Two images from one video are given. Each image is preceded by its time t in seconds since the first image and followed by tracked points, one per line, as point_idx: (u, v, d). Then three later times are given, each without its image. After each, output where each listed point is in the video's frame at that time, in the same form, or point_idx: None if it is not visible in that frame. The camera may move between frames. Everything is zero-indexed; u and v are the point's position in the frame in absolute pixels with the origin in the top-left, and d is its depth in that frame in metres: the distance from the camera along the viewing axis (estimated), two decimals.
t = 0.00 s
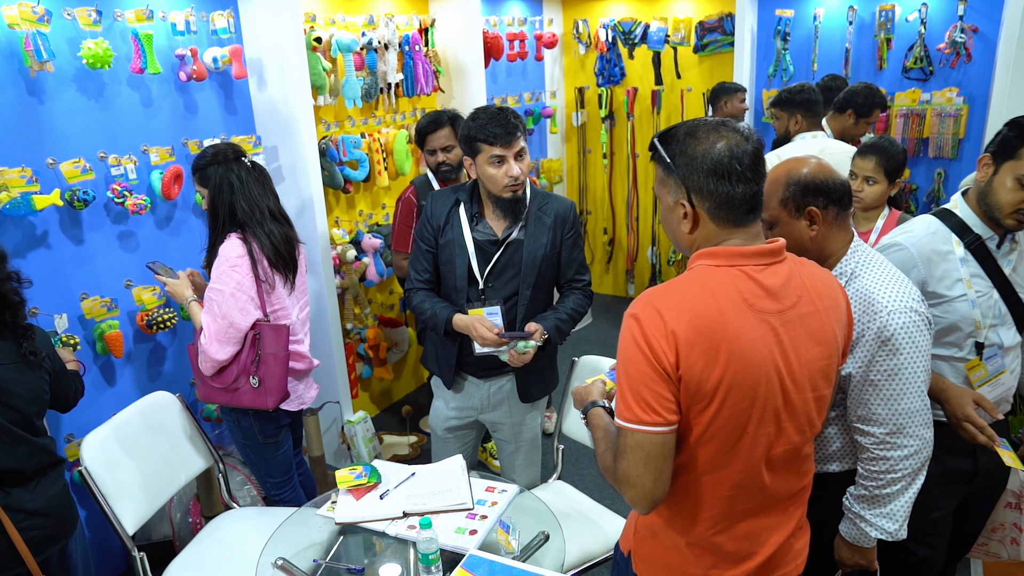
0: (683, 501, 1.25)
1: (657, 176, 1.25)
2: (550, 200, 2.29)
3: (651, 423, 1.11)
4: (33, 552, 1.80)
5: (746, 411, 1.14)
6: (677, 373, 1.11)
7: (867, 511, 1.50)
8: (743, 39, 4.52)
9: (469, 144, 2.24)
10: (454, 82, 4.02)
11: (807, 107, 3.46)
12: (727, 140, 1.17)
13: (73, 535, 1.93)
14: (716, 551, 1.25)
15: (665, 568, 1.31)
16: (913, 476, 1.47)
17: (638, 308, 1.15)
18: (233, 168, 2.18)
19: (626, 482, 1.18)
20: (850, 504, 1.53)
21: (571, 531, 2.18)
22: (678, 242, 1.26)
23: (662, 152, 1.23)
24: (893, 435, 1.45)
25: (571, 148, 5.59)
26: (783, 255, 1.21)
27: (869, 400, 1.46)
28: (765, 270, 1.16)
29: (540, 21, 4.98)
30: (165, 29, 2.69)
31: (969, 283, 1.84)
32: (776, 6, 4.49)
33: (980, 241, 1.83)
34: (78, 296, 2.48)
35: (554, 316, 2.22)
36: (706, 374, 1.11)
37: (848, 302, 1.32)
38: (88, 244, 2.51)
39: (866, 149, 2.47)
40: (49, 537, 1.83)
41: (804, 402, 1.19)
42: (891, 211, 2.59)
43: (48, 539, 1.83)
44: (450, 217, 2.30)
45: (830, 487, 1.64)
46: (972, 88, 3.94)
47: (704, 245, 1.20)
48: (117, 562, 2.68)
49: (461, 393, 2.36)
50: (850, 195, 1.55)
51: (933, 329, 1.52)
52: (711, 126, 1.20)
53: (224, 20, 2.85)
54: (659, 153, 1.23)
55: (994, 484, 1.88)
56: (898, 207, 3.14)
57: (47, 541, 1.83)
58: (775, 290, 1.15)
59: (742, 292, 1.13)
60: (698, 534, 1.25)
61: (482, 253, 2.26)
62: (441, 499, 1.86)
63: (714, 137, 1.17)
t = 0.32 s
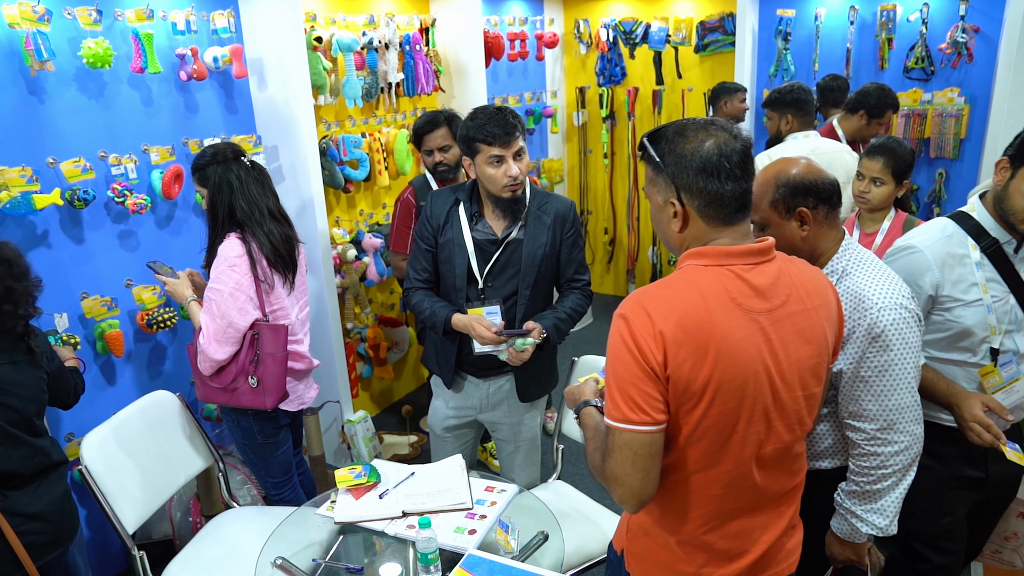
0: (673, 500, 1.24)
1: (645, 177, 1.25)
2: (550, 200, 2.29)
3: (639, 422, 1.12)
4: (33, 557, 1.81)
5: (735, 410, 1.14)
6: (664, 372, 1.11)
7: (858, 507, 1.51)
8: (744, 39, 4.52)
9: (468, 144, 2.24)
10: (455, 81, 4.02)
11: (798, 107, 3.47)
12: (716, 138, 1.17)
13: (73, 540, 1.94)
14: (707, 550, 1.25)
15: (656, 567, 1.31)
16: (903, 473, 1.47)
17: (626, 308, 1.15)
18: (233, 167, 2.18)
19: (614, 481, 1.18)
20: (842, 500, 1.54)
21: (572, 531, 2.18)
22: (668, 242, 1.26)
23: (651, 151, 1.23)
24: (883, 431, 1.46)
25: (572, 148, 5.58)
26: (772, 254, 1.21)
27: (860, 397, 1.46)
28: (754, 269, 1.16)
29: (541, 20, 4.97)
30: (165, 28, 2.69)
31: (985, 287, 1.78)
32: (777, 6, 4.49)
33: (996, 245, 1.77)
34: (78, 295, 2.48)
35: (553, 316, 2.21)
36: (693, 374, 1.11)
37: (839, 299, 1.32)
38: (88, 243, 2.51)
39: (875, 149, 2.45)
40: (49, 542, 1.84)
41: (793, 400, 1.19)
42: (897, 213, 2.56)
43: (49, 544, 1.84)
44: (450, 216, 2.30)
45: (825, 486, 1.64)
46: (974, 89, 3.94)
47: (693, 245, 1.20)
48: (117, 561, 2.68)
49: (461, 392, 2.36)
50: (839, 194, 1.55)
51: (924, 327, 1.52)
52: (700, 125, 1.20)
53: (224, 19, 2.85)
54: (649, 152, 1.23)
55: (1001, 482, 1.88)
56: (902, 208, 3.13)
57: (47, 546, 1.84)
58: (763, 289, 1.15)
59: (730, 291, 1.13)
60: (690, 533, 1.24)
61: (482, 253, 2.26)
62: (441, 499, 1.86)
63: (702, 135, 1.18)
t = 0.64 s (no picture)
0: (663, 499, 1.25)
1: (633, 179, 1.26)
2: (550, 199, 2.29)
3: (630, 424, 1.12)
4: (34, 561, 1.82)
5: (725, 409, 1.14)
6: (654, 373, 1.11)
7: (850, 500, 1.54)
8: (745, 39, 4.53)
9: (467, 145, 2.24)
10: (456, 81, 4.02)
11: (787, 105, 3.46)
12: (700, 135, 1.18)
13: (74, 543, 1.95)
14: (700, 548, 1.25)
15: (649, 565, 1.31)
16: (894, 467, 1.51)
17: (616, 308, 1.15)
18: (233, 167, 2.19)
19: (604, 480, 1.18)
20: (834, 495, 1.57)
21: (573, 531, 2.19)
22: (659, 243, 1.26)
23: (636, 153, 1.24)
24: (874, 425, 1.49)
25: (573, 148, 5.58)
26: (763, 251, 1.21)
27: (852, 391, 1.49)
28: (743, 268, 1.16)
29: (543, 19, 4.96)
30: (167, 28, 2.70)
31: (1000, 294, 1.77)
32: (779, 6, 4.50)
33: (1012, 251, 1.74)
34: (80, 294, 2.49)
35: (553, 315, 2.22)
36: (682, 375, 1.11)
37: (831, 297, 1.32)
38: (90, 242, 2.51)
39: (884, 150, 2.35)
40: (50, 545, 1.86)
41: (785, 400, 1.19)
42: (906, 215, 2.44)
43: (50, 547, 1.86)
44: (450, 216, 2.30)
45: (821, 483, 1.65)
46: (976, 88, 3.94)
47: (682, 245, 1.20)
48: (118, 560, 2.69)
49: (461, 392, 2.36)
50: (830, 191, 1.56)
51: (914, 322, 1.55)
52: (684, 124, 1.22)
53: (226, 19, 2.86)
54: (634, 154, 1.24)
55: (1001, 485, 1.88)
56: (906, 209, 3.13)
57: (48, 549, 1.85)
58: (753, 289, 1.15)
59: (720, 290, 1.13)
60: (683, 532, 1.25)
61: (482, 253, 2.27)
62: (441, 499, 1.86)
63: (686, 133, 1.19)
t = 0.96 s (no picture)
0: (656, 498, 1.25)
1: (619, 182, 1.27)
2: (551, 199, 2.29)
3: (621, 425, 1.12)
4: (40, 559, 1.83)
5: (715, 407, 1.14)
6: (643, 373, 1.12)
7: (842, 493, 1.59)
8: (747, 39, 4.53)
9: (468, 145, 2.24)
10: (457, 81, 4.02)
11: (775, 105, 3.48)
12: (683, 135, 1.20)
13: (77, 542, 1.95)
14: (694, 547, 1.25)
15: (644, 565, 1.31)
16: (885, 460, 1.56)
17: (605, 308, 1.15)
18: (233, 167, 2.19)
19: (595, 481, 1.18)
20: (827, 488, 1.63)
21: (573, 531, 2.19)
22: (648, 245, 1.27)
23: (621, 157, 1.25)
24: (865, 418, 1.54)
25: (574, 148, 5.57)
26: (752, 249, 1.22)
27: (842, 384, 1.55)
28: (731, 267, 1.16)
29: (545, 19, 4.95)
30: (169, 28, 2.71)
31: (1013, 300, 1.75)
32: (780, 6, 4.51)
33: None
34: (82, 293, 2.50)
35: (553, 314, 2.22)
36: (672, 375, 1.11)
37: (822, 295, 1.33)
38: (91, 241, 2.52)
39: (893, 151, 2.33)
40: (55, 544, 1.86)
41: (777, 399, 1.19)
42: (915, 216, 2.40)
43: (54, 546, 1.86)
44: (450, 216, 2.30)
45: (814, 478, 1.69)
46: (978, 88, 3.92)
47: (669, 245, 1.21)
48: (118, 558, 2.70)
49: (461, 391, 2.36)
50: (820, 188, 1.62)
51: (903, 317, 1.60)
52: (665, 125, 1.23)
53: (227, 19, 2.86)
54: (618, 157, 1.25)
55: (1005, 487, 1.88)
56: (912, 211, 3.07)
57: (52, 548, 1.85)
58: (741, 287, 1.15)
59: (707, 289, 1.13)
60: (676, 532, 1.25)
61: (482, 253, 2.27)
62: (440, 498, 1.87)
63: (669, 134, 1.21)
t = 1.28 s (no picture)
0: (651, 498, 1.25)
1: (605, 185, 1.28)
2: (552, 198, 2.29)
3: (613, 426, 1.12)
4: (49, 555, 1.83)
5: (706, 406, 1.14)
6: (632, 374, 1.12)
7: (835, 486, 1.62)
8: (749, 38, 4.54)
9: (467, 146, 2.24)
10: (459, 80, 4.02)
11: (766, 106, 3.49)
12: (666, 136, 1.22)
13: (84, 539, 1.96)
14: (690, 546, 1.25)
15: (641, 565, 1.31)
16: (877, 452, 1.59)
17: (593, 311, 1.16)
18: (234, 167, 2.20)
19: (590, 482, 1.18)
20: (819, 481, 1.65)
21: (574, 532, 2.19)
22: (636, 247, 1.27)
23: (606, 160, 1.26)
24: (857, 412, 1.57)
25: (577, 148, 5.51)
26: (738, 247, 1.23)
27: (835, 377, 1.57)
28: (717, 265, 1.17)
29: (546, 19, 4.95)
30: (171, 28, 2.71)
31: None
32: (783, 6, 4.52)
33: None
34: (84, 293, 2.51)
35: (553, 312, 2.22)
36: (661, 374, 1.12)
37: (811, 293, 1.33)
38: (94, 241, 2.53)
39: (903, 152, 2.31)
40: (64, 539, 1.86)
41: (769, 395, 1.20)
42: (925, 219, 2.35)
43: (64, 541, 1.87)
44: (451, 215, 2.30)
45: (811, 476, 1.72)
46: (981, 88, 3.91)
47: (656, 245, 1.22)
48: (119, 558, 2.71)
49: (462, 390, 2.37)
50: (811, 185, 1.66)
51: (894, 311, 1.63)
52: (647, 128, 1.25)
53: (229, 19, 2.86)
54: (603, 160, 1.27)
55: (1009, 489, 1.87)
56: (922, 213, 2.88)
57: (62, 543, 1.86)
58: (729, 286, 1.15)
59: (695, 288, 1.13)
60: (672, 530, 1.25)
61: (483, 253, 2.28)
62: (440, 497, 1.87)
63: (652, 135, 1.23)
